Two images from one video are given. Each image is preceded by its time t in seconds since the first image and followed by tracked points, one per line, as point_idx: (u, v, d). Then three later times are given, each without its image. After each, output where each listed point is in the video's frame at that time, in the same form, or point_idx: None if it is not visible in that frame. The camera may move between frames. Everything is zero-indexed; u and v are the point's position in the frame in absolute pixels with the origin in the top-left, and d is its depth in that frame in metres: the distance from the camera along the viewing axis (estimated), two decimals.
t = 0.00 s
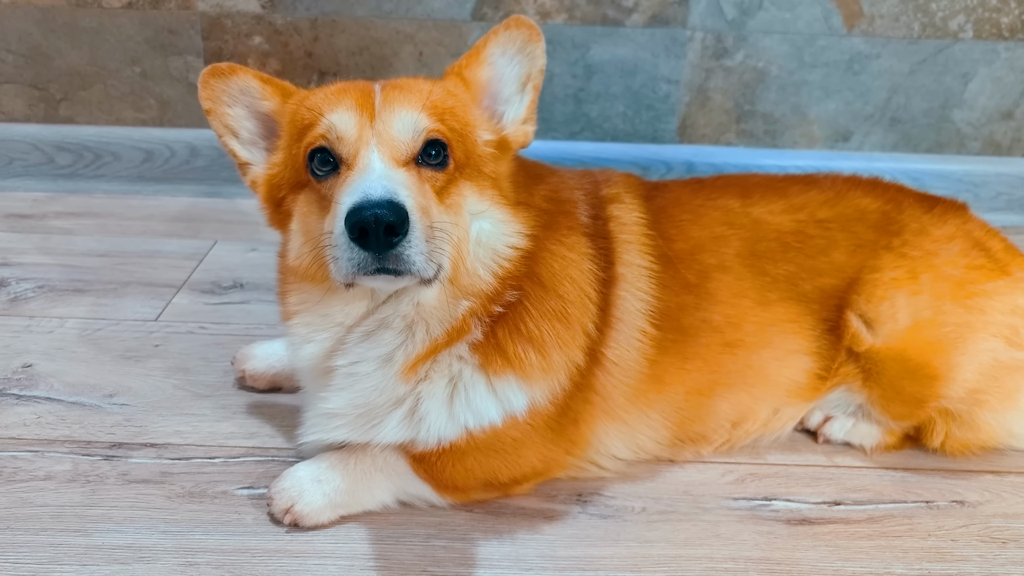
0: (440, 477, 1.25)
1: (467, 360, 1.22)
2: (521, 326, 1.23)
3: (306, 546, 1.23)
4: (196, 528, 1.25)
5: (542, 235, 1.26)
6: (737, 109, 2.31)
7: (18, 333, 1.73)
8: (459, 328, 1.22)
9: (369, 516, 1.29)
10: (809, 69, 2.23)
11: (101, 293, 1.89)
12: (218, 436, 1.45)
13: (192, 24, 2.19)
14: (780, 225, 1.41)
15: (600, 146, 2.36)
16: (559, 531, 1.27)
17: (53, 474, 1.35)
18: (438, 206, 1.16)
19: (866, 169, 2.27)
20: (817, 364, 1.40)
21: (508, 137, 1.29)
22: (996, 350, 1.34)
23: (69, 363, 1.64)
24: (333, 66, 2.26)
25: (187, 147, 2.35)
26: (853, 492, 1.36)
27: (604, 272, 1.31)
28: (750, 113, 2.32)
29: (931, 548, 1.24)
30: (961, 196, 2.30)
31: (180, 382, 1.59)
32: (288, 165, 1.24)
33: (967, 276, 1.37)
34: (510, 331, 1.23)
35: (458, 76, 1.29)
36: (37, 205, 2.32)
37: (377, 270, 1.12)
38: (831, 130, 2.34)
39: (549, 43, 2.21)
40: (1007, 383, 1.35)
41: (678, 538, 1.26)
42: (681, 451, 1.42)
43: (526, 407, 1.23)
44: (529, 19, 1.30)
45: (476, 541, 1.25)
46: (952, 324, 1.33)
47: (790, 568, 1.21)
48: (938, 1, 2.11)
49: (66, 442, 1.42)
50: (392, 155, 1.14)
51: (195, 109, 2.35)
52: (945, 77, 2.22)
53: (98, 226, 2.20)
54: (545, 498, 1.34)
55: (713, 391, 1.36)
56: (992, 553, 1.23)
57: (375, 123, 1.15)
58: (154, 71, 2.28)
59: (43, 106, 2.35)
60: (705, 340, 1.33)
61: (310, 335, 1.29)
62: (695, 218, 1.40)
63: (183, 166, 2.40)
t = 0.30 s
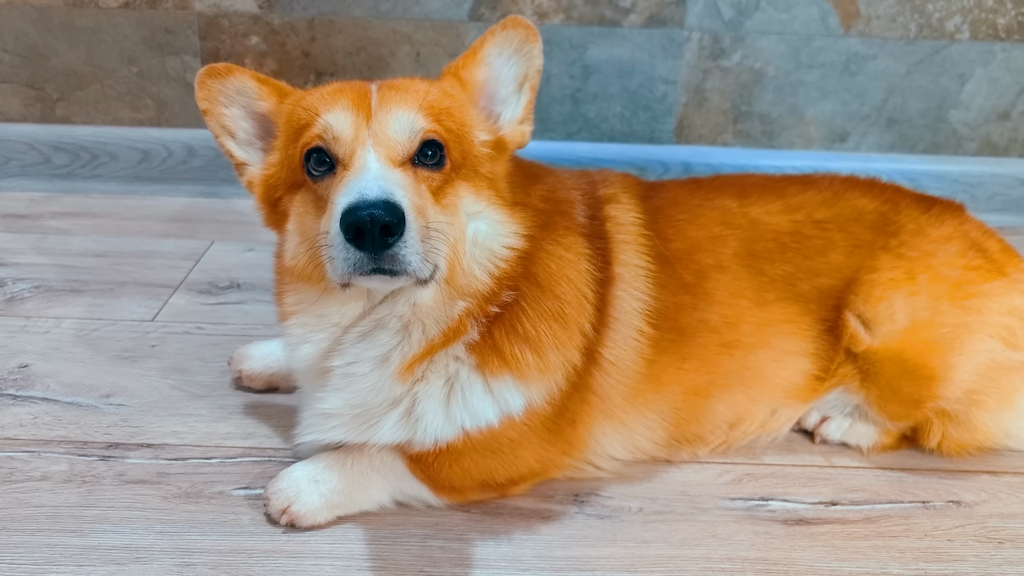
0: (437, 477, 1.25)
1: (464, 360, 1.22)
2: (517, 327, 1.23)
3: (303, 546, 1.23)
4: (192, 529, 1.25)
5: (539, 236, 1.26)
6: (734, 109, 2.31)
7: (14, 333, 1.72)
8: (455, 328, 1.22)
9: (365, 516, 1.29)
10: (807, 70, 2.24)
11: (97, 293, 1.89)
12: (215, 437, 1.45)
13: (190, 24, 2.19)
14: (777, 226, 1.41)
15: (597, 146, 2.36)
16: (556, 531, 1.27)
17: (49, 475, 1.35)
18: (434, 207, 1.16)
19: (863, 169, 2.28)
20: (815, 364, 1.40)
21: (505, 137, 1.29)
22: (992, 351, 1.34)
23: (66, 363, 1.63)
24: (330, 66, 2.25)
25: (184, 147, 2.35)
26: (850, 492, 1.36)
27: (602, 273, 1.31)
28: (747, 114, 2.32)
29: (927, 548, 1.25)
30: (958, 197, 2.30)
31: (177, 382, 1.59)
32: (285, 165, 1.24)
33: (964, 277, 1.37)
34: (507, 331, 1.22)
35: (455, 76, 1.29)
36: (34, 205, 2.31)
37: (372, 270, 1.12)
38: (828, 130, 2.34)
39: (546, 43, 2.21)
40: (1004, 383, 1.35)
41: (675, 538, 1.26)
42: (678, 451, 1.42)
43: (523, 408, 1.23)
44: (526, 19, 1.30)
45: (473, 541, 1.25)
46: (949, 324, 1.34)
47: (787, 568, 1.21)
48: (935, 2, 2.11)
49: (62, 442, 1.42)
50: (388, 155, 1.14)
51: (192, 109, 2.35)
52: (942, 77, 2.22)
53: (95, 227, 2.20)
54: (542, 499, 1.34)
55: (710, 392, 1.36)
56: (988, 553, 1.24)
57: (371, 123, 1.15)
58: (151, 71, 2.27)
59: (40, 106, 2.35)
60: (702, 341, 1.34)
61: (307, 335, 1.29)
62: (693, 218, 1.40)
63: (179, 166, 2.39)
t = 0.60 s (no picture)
0: (429, 477, 1.25)
1: (456, 360, 1.22)
2: (509, 327, 1.23)
3: (295, 546, 1.23)
4: (184, 529, 1.25)
5: (532, 236, 1.26)
6: (729, 110, 2.32)
7: (7, 333, 1.72)
8: (447, 327, 1.22)
9: (358, 516, 1.29)
10: (802, 71, 2.24)
11: (91, 293, 1.89)
12: (208, 437, 1.45)
13: (185, 24, 2.19)
14: (770, 227, 1.41)
15: (592, 147, 2.36)
16: (548, 532, 1.27)
17: (41, 475, 1.34)
18: (426, 205, 1.16)
19: (858, 171, 2.28)
20: (807, 365, 1.40)
21: (497, 137, 1.29)
22: (984, 351, 1.34)
23: (59, 363, 1.63)
24: (325, 66, 2.26)
25: (179, 147, 2.35)
26: (842, 492, 1.36)
27: (594, 273, 1.31)
28: (742, 115, 2.32)
29: (919, 549, 1.24)
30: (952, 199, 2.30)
31: (170, 382, 1.59)
32: (277, 164, 1.24)
33: (956, 278, 1.37)
34: (499, 331, 1.22)
35: (447, 76, 1.29)
36: (29, 206, 2.31)
37: (363, 268, 1.12)
38: (823, 132, 2.34)
39: (541, 44, 2.21)
40: (996, 384, 1.35)
41: (666, 538, 1.26)
42: (671, 451, 1.42)
43: (515, 407, 1.23)
44: (519, 18, 1.29)
45: (465, 542, 1.25)
46: (941, 325, 1.34)
47: (779, 568, 1.21)
48: (929, 3, 2.12)
49: (54, 442, 1.42)
50: (380, 153, 1.14)
51: (187, 110, 2.35)
52: (936, 79, 2.22)
53: (90, 227, 2.20)
54: (535, 499, 1.34)
55: (703, 392, 1.36)
56: (980, 553, 1.23)
57: (362, 122, 1.15)
58: (146, 71, 2.27)
59: (35, 106, 2.35)
60: (694, 341, 1.34)
61: (299, 334, 1.29)
62: (685, 219, 1.40)
63: (175, 166, 2.39)
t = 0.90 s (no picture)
0: (426, 481, 1.25)
1: (452, 362, 1.23)
2: (505, 330, 1.23)
3: (292, 550, 1.23)
4: (181, 532, 1.25)
5: (528, 240, 1.26)
6: (726, 115, 2.32)
7: (5, 336, 1.72)
8: (442, 329, 1.22)
9: (354, 519, 1.29)
10: (798, 76, 2.25)
11: (88, 296, 1.89)
12: (205, 440, 1.45)
13: (183, 27, 2.19)
14: (766, 232, 1.42)
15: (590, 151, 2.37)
16: (544, 535, 1.27)
17: (38, 478, 1.34)
18: (423, 207, 1.16)
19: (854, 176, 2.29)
20: (802, 372, 1.41)
21: (494, 142, 1.30)
22: (979, 356, 1.35)
23: (56, 366, 1.63)
24: (323, 70, 2.26)
25: (177, 150, 2.35)
26: (838, 496, 1.36)
27: (590, 277, 1.32)
28: (738, 120, 2.33)
29: (914, 553, 1.25)
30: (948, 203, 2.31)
31: (167, 386, 1.59)
32: (275, 165, 1.25)
33: (951, 283, 1.38)
34: (495, 334, 1.23)
35: (446, 80, 1.30)
36: (26, 208, 2.31)
37: (359, 268, 1.13)
38: (820, 136, 2.35)
39: (539, 48, 2.22)
40: (991, 389, 1.36)
41: (662, 542, 1.26)
42: (667, 455, 1.43)
43: (511, 411, 1.23)
44: (517, 24, 1.30)
45: (462, 545, 1.25)
46: (937, 330, 1.34)
47: (774, 573, 1.21)
48: (925, 9, 2.13)
49: (51, 445, 1.42)
50: (377, 155, 1.14)
51: (185, 113, 2.35)
52: (932, 84, 2.23)
53: (87, 230, 2.20)
54: (531, 503, 1.34)
55: (699, 397, 1.36)
56: (974, 557, 1.24)
57: (360, 124, 1.15)
58: (144, 74, 2.28)
59: (33, 109, 2.35)
60: (690, 346, 1.34)
61: (296, 336, 1.29)
62: (681, 224, 1.41)
63: (173, 169, 2.39)
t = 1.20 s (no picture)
0: (421, 484, 1.25)
1: (446, 365, 1.22)
2: (500, 334, 1.23)
3: (287, 554, 1.22)
4: (177, 536, 1.25)
5: (524, 244, 1.26)
6: (722, 120, 2.33)
7: None
8: (436, 333, 1.22)
9: (350, 523, 1.29)
10: (794, 82, 2.26)
11: (84, 298, 1.88)
12: (201, 443, 1.45)
13: (180, 30, 2.19)
14: (762, 238, 1.42)
15: (586, 156, 2.37)
16: (539, 539, 1.27)
17: (33, 481, 1.34)
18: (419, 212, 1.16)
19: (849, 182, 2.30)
20: (797, 377, 1.42)
21: (491, 146, 1.30)
22: (974, 362, 1.35)
23: (51, 368, 1.63)
24: (321, 73, 2.26)
25: (173, 152, 2.35)
26: (833, 502, 1.37)
27: (586, 282, 1.32)
28: (735, 125, 2.34)
29: (909, 559, 1.25)
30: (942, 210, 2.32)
31: (163, 388, 1.59)
32: (272, 167, 1.25)
33: (945, 289, 1.39)
34: (491, 337, 1.23)
35: (445, 84, 1.30)
36: (22, 209, 2.30)
37: (354, 271, 1.13)
38: (815, 142, 2.36)
39: (536, 53, 2.23)
40: (986, 395, 1.36)
41: (658, 547, 1.26)
42: (663, 460, 1.42)
43: (505, 414, 1.23)
44: (516, 29, 1.31)
45: (457, 550, 1.25)
46: (931, 336, 1.35)
47: None
48: (921, 16, 2.14)
49: (46, 448, 1.41)
50: (373, 158, 1.14)
51: (181, 115, 2.35)
52: (927, 91, 2.25)
53: (83, 231, 2.19)
54: (527, 507, 1.34)
55: (694, 401, 1.37)
56: (968, 564, 1.24)
57: (356, 127, 1.15)
58: (141, 76, 2.28)
59: (29, 110, 2.34)
60: (685, 351, 1.35)
61: (291, 338, 1.29)
62: (678, 229, 1.42)
63: (169, 171, 2.39)
